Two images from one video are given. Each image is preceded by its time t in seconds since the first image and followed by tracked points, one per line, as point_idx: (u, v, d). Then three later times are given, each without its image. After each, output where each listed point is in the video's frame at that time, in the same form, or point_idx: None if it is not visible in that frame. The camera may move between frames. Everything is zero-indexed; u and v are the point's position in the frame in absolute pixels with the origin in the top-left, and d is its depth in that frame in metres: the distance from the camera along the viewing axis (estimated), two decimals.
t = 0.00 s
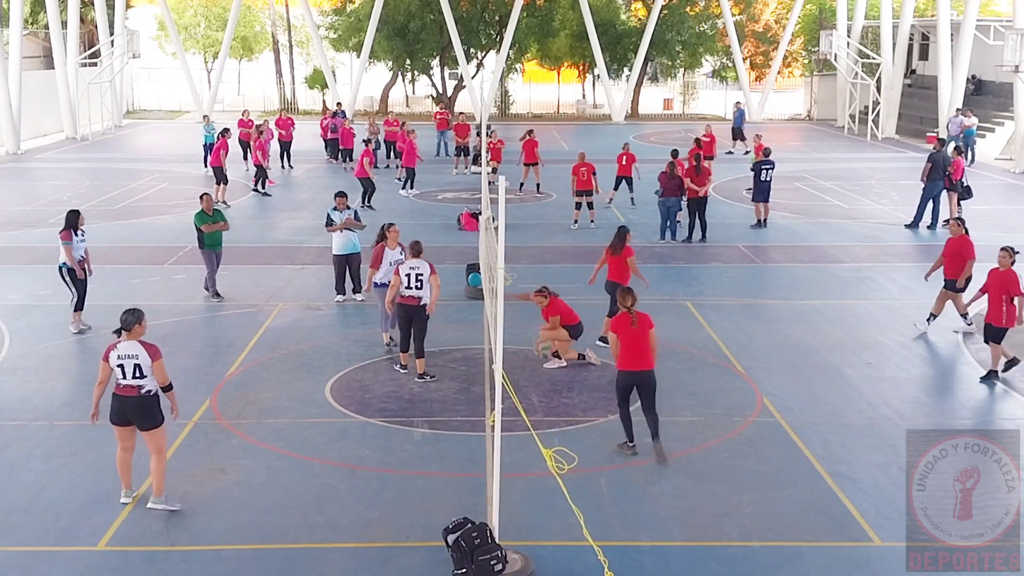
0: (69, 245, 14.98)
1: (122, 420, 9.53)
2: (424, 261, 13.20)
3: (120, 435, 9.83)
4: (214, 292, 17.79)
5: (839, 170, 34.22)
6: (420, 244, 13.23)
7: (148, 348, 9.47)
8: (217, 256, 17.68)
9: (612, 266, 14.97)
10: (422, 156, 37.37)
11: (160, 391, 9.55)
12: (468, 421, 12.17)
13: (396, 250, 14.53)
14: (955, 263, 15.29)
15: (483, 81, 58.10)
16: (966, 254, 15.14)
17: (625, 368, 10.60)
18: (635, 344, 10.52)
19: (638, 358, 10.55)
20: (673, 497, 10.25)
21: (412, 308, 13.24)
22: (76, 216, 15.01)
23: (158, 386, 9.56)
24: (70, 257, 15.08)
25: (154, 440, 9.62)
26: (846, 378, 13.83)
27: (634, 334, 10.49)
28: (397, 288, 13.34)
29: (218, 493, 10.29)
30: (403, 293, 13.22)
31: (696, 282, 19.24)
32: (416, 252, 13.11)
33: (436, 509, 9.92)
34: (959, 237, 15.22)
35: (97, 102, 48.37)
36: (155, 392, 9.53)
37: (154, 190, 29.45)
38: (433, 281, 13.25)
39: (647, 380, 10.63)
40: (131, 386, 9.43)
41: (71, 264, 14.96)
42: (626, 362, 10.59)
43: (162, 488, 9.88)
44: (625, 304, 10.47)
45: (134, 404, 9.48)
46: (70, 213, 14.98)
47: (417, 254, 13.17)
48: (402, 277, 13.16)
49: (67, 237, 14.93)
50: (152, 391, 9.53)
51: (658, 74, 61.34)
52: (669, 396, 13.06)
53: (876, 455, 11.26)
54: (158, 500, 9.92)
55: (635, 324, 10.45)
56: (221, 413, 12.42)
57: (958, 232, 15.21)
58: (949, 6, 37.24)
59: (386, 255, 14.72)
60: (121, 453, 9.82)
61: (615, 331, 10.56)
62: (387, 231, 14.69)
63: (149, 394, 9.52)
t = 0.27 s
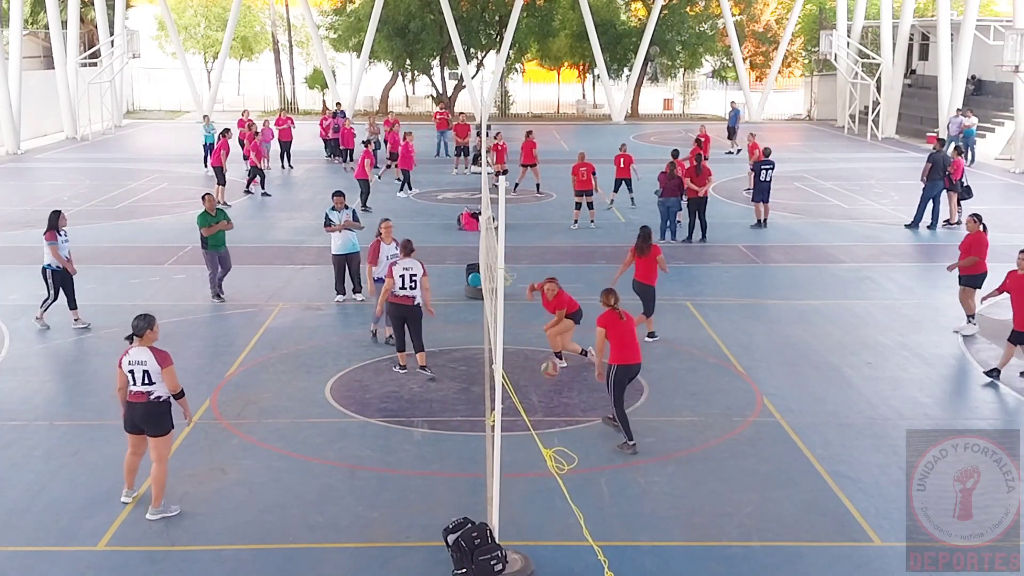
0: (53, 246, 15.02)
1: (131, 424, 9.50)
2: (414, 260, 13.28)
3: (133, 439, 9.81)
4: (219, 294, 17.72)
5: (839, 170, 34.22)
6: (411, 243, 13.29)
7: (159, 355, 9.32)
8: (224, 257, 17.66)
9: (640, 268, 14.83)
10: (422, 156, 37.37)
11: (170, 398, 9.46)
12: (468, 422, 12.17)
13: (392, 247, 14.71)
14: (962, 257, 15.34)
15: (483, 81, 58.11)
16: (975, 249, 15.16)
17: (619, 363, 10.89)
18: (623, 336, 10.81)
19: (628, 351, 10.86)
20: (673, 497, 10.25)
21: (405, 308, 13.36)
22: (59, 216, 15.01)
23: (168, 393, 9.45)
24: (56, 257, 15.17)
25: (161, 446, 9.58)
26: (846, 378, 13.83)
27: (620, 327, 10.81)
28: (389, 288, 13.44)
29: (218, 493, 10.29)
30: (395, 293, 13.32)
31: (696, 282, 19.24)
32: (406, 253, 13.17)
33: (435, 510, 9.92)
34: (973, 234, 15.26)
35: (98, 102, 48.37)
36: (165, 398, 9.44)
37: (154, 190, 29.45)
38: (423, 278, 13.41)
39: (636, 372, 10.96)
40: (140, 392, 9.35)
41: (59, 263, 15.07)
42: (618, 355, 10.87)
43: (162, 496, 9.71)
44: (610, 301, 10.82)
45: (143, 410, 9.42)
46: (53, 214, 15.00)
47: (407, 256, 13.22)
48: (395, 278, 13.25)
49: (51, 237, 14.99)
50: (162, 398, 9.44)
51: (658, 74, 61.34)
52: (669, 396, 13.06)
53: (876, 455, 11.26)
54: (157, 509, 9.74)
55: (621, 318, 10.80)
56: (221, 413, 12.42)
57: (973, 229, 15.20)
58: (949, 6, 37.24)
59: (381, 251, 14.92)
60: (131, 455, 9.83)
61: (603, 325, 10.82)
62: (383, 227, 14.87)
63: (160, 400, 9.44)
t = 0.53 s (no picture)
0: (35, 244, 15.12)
1: (135, 427, 9.50)
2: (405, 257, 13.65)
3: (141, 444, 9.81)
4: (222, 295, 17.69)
5: (839, 170, 34.21)
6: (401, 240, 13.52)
7: (164, 357, 9.32)
8: (225, 257, 17.68)
9: (664, 263, 15.14)
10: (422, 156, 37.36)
11: (175, 401, 9.41)
12: (468, 421, 12.17)
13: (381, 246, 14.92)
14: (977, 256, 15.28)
15: (483, 81, 58.10)
16: (989, 251, 15.07)
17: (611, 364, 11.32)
18: (606, 338, 11.30)
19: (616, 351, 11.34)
20: (673, 497, 10.25)
21: (399, 305, 13.65)
22: (41, 215, 15.13)
23: (172, 397, 9.41)
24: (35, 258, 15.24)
25: (163, 449, 9.55)
26: (846, 378, 13.83)
27: (600, 333, 11.34)
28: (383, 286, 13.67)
29: (218, 493, 10.29)
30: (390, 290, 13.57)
31: (696, 282, 19.24)
32: (399, 251, 13.44)
33: (435, 509, 9.92)
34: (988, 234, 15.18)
35: (97, 102, 48.36)
36: (170, 401, 9.40)
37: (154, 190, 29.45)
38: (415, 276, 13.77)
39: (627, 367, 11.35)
40: (145, 394, 9.34)
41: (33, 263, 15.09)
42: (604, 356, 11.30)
43: (161, 498, 9.70)
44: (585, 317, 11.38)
45: (147, 412, 9.41)
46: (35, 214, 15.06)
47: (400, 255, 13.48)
48: (390, 276, 13.55)
49: (33, 236, 15.12)
50: (167, 401, 9.41)
51: (658, 74, 61.32)
52: (669, 396, 13.07)
53: (876, 455, 11.26)
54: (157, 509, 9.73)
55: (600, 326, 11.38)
56: (221, 413, 12.42)
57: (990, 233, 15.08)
58: (949, 6, 37.24)
59: (370, 249, 14.99)
60: (138, 459, 9.79)
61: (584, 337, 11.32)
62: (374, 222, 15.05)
63: (164, 404, 9.40)
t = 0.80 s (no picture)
0: (19, 243, 15.27)
1: (138, 428, 9.51)
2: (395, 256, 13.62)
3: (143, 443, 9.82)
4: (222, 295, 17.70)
5: (839, 171, 34.22)
6: (392, 239, 13.47)
7: (166, 360, 9.29)
8: (226, 257, 17.70)
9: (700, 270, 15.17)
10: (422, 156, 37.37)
11: (177, 403, 9.40)
12: (468, 421, 12.18)
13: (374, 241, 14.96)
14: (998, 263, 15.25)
15: (483, 82, 58.08)
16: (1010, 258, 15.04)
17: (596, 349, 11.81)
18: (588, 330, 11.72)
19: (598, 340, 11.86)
20: (672, 497, 10.26)
21: (393, 305, 13.59)
22: (29, 215, 15.25)
23: (174, 399, 9.41)
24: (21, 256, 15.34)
25: (166, 450, 9.57)
26: (846, 378, 13.83)
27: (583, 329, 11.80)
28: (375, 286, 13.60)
29: (218, 493, 10.29)
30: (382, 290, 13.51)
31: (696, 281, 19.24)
32: (389, 250, 13.40)
33: (435, 510, 9.92)
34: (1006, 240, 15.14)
35: (97, 102, 48.35)
36: (171, 403, 9.39)
37: (154, 190, 29.44)
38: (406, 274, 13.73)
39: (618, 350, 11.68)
40: (147, 396, 9.34)
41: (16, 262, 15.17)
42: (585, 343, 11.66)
43: (162, 499, 9.71)
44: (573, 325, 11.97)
45: (149, 414, 9.42)
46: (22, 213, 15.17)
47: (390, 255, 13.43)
48: (381, 275, 13.48)
49: (19, 235, 15.24)
50: (169, 403, 9.41)
51: (658, 74, 61.33)
52: (669, 395, 13.08)
53: (876, 455, 11.27)
54: (156, 510, 9.71)
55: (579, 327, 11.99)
56: (221, 413, 12.42)
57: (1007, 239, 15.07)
58: (949, 6, 37.24)
59: (358, 247, 15.24)
60: (139, 460, 9.79)
61: (571, 339, 11.78)
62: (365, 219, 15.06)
63: (166, 406, 9.39)
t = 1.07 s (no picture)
0: (12, 243, 15.38)
1: (140, 429, 9.51)
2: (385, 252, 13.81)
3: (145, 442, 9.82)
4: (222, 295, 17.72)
5: (838, 171, 34.22)
6: (381, 236, 13.65)
7: (168, 361, 9.29)
8: (228, 257, 17.71)
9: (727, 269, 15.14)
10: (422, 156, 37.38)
11: (178, 404, 9.40)
12: (468, 421, 12.18)
13: (369, 241, 14.90)
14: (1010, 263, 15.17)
15: (483, 82, 58.10)
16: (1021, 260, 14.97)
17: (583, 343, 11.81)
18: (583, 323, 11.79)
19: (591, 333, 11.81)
20: (672, 496, 10.26)
21: (378, 300, 13.91)
22: (21, 214, 15.37)
23: (176, 400, 9.41)
24: (14, 255, 15.47)
25: (167, 450, 9.58)
26: (846, 378, 13.83)
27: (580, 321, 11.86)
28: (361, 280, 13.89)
29: (218, 493, 10.30)
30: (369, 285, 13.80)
31: (697, 281, 19.25)
32: (377, 246, 13.60)
33: (436, 510, 9.92)
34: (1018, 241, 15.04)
35: (97, 102, 48.36)
36: (173, 404, 9.40)
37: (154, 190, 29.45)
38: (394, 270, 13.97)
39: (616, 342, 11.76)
40: (148, 397, 9.34)
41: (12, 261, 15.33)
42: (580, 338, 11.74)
43: (162, 498, 9.71)
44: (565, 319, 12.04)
45: (151, 415, 9.42)
46: (14, 213, 15.29)
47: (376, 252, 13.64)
48: (370, 270, 13.72)
49: (12, 235, 15.35)
50: (170, 404, 9.41)
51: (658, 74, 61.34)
52: (668, 395, 13.08)
53: (876, 455, 11.26)
54: (156, 510, 9.71)
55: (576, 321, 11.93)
56: (221, 413, 12.43)
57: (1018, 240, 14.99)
58: (949, 6, 37.24)
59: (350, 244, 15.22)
60: (140, 460, 9.79)
61: (567, 335, 11.84)
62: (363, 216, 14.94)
63: (168, 406, 9.40)
